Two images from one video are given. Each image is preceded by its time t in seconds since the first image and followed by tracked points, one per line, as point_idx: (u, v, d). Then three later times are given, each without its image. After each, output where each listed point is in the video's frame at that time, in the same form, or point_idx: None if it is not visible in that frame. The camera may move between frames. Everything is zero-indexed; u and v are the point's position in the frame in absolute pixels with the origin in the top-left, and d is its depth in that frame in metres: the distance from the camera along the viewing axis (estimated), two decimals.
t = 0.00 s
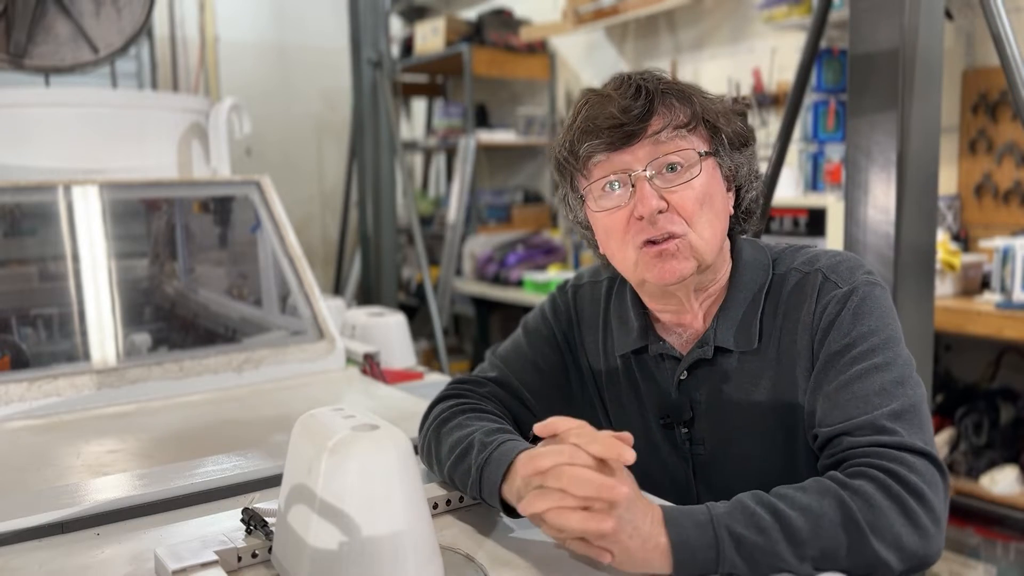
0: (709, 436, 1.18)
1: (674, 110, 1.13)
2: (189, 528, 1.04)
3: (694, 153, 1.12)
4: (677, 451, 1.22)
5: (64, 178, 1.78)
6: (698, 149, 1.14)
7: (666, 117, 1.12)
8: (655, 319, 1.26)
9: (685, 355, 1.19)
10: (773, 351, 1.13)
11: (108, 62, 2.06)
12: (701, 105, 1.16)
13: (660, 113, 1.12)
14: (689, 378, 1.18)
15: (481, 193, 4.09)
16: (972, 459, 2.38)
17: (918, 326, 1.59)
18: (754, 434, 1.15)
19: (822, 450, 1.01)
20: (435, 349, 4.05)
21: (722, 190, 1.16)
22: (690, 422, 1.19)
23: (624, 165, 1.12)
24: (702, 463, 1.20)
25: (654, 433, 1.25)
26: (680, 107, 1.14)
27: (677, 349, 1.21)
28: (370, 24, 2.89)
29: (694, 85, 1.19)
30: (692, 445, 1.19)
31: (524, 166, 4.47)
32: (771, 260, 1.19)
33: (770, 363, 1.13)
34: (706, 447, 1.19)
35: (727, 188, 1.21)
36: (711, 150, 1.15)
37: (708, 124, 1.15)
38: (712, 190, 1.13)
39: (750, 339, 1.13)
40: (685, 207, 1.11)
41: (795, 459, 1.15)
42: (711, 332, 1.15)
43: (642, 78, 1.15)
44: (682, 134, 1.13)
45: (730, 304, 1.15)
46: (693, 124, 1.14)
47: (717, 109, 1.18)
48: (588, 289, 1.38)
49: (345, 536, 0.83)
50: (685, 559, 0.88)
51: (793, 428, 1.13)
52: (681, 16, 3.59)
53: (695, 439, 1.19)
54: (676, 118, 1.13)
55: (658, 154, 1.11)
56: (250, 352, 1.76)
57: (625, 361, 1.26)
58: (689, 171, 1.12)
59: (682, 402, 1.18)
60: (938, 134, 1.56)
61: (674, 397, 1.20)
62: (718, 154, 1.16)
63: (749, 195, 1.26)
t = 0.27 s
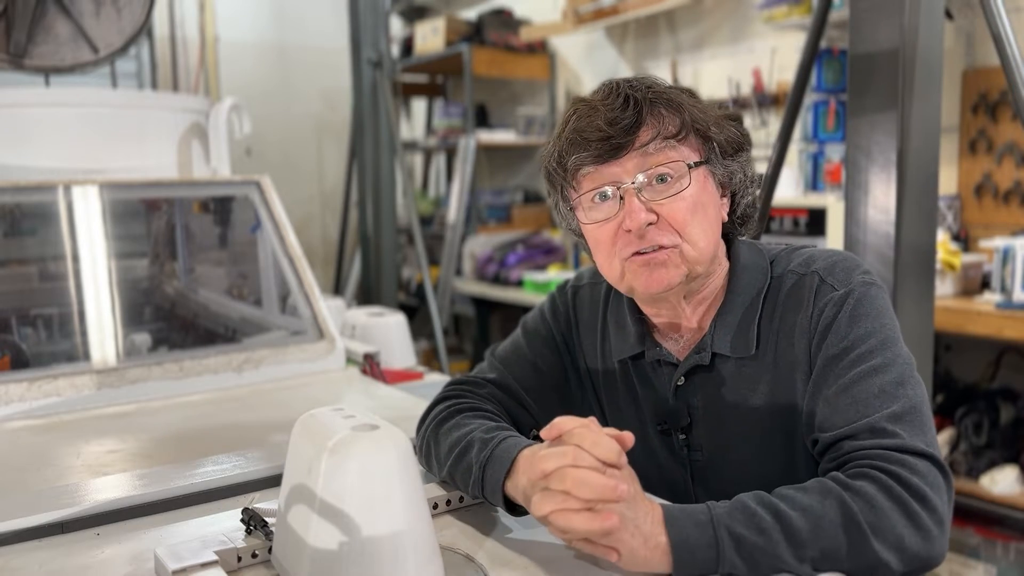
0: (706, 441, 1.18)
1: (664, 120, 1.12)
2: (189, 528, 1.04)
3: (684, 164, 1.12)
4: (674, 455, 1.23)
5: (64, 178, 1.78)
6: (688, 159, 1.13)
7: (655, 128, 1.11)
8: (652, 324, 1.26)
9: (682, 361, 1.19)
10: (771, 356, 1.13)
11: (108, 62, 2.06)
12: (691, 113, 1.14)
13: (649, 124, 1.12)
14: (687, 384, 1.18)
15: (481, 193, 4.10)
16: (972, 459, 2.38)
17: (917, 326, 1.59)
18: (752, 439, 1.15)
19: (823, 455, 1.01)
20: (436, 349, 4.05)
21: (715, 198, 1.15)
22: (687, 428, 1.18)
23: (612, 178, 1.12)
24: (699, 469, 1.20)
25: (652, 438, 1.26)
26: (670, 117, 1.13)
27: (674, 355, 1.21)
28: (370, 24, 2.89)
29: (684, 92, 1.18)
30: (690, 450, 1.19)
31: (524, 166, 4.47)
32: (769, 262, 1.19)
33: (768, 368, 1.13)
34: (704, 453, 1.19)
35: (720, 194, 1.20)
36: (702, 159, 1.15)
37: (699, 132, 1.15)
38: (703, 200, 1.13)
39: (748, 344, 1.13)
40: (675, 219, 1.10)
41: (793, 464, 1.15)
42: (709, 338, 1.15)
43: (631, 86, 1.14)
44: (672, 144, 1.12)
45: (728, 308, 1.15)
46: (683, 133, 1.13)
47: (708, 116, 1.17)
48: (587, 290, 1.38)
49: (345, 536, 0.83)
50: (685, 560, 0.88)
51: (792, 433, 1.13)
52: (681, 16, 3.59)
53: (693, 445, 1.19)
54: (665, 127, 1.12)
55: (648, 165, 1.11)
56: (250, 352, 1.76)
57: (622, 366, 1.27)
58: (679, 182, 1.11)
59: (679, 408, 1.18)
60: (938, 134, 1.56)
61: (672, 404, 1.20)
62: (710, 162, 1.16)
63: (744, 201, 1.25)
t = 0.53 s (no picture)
0: (705, 443, 1.18)
1: (662, 127, 1.12)
2: (189, 528, 1.04)
3: (683, 172, 1.12)
4: (674, 456, 1.23)
5: (64, 178, 1.78)
6: (687, 167, 1.13)
7: (653, 135, 1.11)
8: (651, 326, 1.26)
9: (681, 363, 1.19)
10: (770, 358, 1.13)
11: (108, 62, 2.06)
12: (690, 118, 1.14)
13: (648, 131, 1.12)
14: (687, 385, 1.17)
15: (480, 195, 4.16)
16: (972, 459, 2.38)
17: (917, 325, 1.59)
18: (751, 440, 1.15)
19: (822, 456, 1.01)
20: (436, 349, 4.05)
21: (715, 205, 1.15)
22: (687, 430, 1.18)
23: (611, 186, 1.12)
24: (699, 470, 1.20)
25: (652, 439, 1.26)
26: (669, 124, 1.13)
27: (674, 357, 1.21)
28: (370, 24, 2.89)
29: (683, 97, 1.17)
30: (690, 451, 1.19)
31: (524, 165, 4.47)
32: (768, 263, 1.19)
33: (767, 369, 1.13)
34: (704, 454, 1.19)
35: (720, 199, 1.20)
36: (701, 166, 1.14)
37: (698, 137, 1.14)
38: (703, 208, 1.13)
39: (747, 346, 1.13)
40: (674, 227, 1.10)
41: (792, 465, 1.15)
42: (708, 340, 1.15)
43: (629, 92, 1.14)
44: (670, 153, 1.12)
45: (727, 310, 1.15)
46: (682, 140, 1.13)
47: (707, 121, 1.17)
48: (587, 290, 1.38)
49: (345, 536, 0.83)
50: (685, 560, 0.88)
51: (791, 435, 1.13)
52: (681, 16, 3.58)
53: (693, 446, 1.19)
54: (664, 134, 1.12)
55: (646, 173, 1.11)
56: (250, 352, 1.76)
57: (622, 367, 1.27)
58: (678, 190, 1.11)
59: (679, 410, 1.18)
60: (938, 134, 1.56)
61: (672, 405, 1.19)
62: (709, 168, 1.15)
63: (743, 205, 1.25)
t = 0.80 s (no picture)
0: (707, 441, 1.18)
1: (667, 125, 1.12)
2: (189, 528, 1.04)
3: (687, 170, 1.11)
4: (675, 455, 1.23)
5: (64, 178, 1.78)
6: (691, 164, 1.13)
7: (658, 133, 1.11)
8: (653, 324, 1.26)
9: (683, 361, 1.19)
10: (771, 357, 1.13)
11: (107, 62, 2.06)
12: (695, 117, 1.14)
13: (653, 129, 1.11)
14: (688, 384, 1.17)
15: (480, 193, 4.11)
16: (972, 459, 2.37)
17: (917, 325, 1.58)
18: (753, 439, 1.15)
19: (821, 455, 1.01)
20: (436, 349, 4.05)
21: (718, 202, 1.15)
22: (688, 428, 1.18)
23: (615, 182, 1.12)
24: (699, 469, 1.20)
25: (653, 437, 1.26)
26: (674, 122, 1.12)
27: (675, 355, 1.21)
28: (370, 24, 2.89)
29: (688, 95, 1.17)
30: (691, 450, 1.19)
31: (524, 165, 4.47)
32: (770, 263, 1.19)
33: (768, 368, 1.13)
34: (705, 453, 1.18)
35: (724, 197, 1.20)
36: (706, 164, 1.14)
37: (703, 135, 1.14)
38: (706, 206, 1.12)
39: (749, 345, 1.13)
40: (677, 224, 1.10)
41: (792, 463, 1.15)
42: (710, 339, 1.15)
43: (635, 90, 1.14)
44: (674, 151, 1.12)
45: (729, 309, 1.15)
46: (686, 137, 1.13)
47: (712, 120, 1.16)
48: (587, 290, 1.38)
49: (345, 536, 0.83)
50: (685, 560, 0.88)
51: (791, 433, 1.13)
52: (681, 16, 3.58)
53: (693, 445, 1.19)
54: (668, 132, 1.12)
55: (650, 170, 1.11)
56: (250, 352, 1.76)
57: (623, 366, 1.27)
58: (682, 187, 1.11)
59: (680, 409, 1.18)
60: (938, 134, 1.56)
61: (672, 404, 1.19)
62: (713, 166, 1.15)
63: (746, 203, 1.25)
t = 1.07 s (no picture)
0: (709, 437, 1.18)
1: (685, 116, 1.12)
2: (189, 528, 1.04)
3: (700, 162, 1.12)
4: (677, 452, 1.22)
5: (64, 178, 1.78)
6: (704, 157, 1.13)
7: (676, 123, 1.11)
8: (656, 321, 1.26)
9: (686, 356, 1.19)
10: (772, 354, 1.13)
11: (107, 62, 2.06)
12: (713, 111, 1.14)
13: (671, 118, 1.12)
14: (691, 379, 1.18)
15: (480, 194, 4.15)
16: (972, 459, 2.37)
17: (917, 325, 1.58)
18: (755, 435, 1.15)
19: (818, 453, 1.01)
20: (436, 349, 4.05)
21: (728, 198, 1.15)
22: (691, 423, 1.18)
23: (628, 168, 1.12)
24: (700, 464, 1.19)
25: (655, 434, 1.25)
26: (692, 113, 1.13)
27: (678, 350, 1.21)
28: (370, 24, 2.89)
29: (709, 90, 1.17)
30: (692, 446, 1.19)
31: (524, 165, 4.47)
32: (772, 263, 1.19)
33: (770, 365, 1.13)
34: (707, 449, 1.18)
35: (734, 195, 1.20)
36: (719, 160, 1.14)
37: (719, 130, 1.14)
38: (717, 199, 1.13)
39: (752, 341, 1.13)
40: (687, 214, 1.11)
41: (793, 461, 1.15)
42: (714, 333, 1.16)
43: (657, 79, 1.14)
44: (689, 144, 1.12)
45: (733, 305, 1.16)
46: (703, 130, 1.13)
47: (729, 117, 1.17)
48: (586, 289, 1.38)
49: (345, 536, 0.83)
50: (692, 561, 0.85)
51: (791, 430, 1.13)
52: (681, 16, 3.59)
53: (695, 441, 1.19)
54: (686, 124, 1.12)
55: (664, 160, 1.11)
56: (250, 352, 1.76)
57: (625, 364, 1.27)
58: (694, 179, 1.11)
59: (682, 404, 1.18)
60: (938, 134, 1.56)
61: (674, 399, 1.19)
62: (726, 163, 1.15)
63: (755, 203, 1.25)
